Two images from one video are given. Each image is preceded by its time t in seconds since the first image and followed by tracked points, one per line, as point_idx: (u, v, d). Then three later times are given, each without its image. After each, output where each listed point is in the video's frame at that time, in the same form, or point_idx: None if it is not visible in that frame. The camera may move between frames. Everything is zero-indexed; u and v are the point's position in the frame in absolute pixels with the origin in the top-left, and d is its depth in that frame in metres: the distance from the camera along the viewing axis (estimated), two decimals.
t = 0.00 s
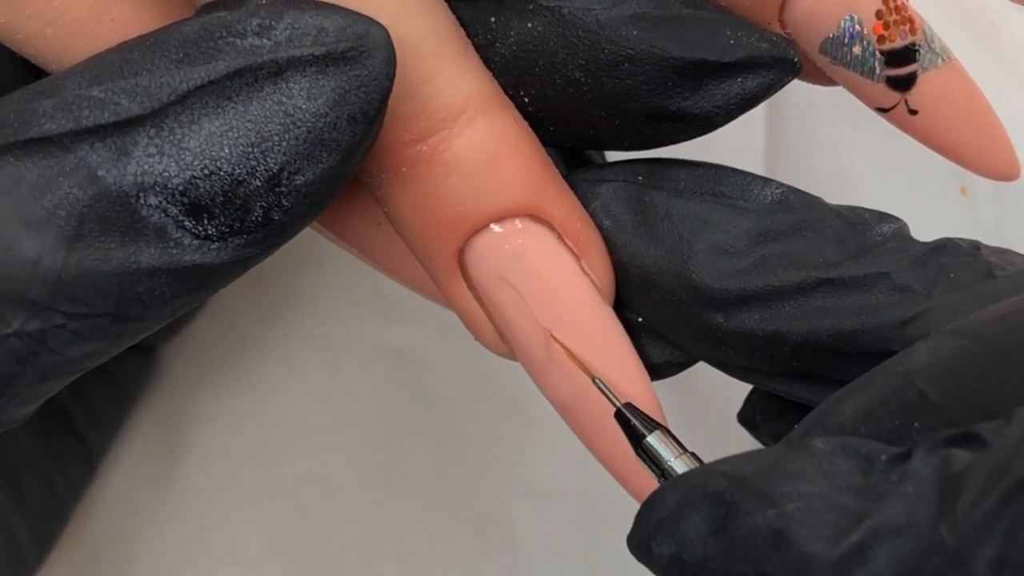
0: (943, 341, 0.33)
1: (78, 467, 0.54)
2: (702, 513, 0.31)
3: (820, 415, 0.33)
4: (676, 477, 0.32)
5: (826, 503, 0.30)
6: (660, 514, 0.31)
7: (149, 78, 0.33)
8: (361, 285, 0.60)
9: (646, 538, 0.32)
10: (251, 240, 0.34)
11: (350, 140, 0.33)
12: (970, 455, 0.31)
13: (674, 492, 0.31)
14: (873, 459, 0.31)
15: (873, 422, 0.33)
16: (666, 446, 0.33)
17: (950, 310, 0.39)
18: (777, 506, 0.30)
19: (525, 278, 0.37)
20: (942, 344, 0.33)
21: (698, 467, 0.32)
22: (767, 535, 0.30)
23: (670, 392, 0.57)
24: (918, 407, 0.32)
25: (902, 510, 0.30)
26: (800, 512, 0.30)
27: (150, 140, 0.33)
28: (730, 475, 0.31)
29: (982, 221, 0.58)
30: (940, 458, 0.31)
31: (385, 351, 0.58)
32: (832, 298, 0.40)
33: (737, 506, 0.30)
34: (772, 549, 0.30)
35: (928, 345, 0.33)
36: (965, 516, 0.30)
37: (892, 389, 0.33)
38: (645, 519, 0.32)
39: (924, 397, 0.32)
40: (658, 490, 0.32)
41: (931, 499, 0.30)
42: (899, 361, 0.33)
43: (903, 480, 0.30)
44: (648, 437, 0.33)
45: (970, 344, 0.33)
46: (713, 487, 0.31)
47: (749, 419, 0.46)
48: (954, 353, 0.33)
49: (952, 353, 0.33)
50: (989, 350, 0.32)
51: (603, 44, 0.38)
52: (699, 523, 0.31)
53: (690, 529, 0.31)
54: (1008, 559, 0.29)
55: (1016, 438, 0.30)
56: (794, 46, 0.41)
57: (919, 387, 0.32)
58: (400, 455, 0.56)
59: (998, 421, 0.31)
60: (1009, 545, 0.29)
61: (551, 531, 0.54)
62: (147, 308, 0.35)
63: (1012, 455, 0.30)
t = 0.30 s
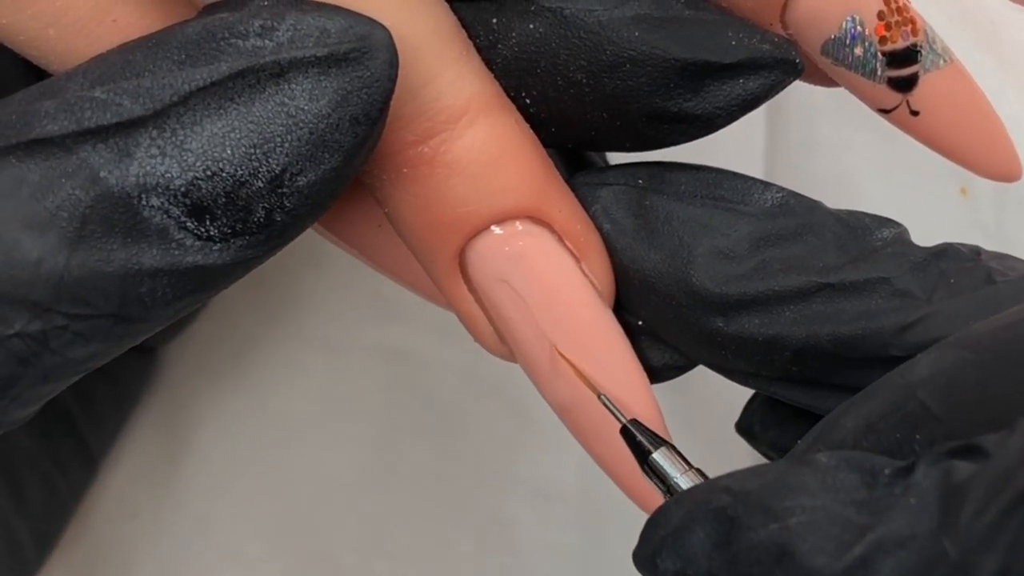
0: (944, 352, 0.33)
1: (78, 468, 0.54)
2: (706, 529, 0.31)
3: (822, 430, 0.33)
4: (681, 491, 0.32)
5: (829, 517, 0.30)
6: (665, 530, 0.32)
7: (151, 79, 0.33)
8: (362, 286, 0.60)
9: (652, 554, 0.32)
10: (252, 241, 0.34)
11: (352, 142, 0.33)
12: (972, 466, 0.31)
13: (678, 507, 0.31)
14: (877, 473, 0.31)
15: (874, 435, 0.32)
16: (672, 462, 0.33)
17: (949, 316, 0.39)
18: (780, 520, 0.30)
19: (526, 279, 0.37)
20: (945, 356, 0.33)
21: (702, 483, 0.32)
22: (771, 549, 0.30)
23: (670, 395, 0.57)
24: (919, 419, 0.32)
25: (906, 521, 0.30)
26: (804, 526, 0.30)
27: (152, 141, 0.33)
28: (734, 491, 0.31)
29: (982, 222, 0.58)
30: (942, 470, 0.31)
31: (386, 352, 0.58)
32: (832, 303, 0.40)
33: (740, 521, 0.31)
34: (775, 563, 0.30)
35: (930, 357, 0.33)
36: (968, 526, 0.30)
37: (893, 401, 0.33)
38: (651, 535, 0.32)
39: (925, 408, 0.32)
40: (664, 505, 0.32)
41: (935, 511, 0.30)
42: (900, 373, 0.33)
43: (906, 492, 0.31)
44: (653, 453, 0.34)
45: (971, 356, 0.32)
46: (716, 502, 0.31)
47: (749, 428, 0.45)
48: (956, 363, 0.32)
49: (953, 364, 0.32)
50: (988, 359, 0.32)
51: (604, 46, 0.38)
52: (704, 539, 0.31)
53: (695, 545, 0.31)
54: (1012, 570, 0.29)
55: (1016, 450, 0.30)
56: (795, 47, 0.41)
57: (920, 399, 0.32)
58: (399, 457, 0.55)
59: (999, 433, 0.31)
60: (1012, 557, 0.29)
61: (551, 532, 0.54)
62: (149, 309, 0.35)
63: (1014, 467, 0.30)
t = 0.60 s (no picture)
0: (945, 358, 0.33)
1: (78, 469, 0.54)
2: (711, 538, 0.31)
3: (826, 436, 0.34)
4: (687, 500, 0.32)
5: (832, 525, 0.30)
6: (670, 539, 0.32)
7: (151, 81, 0.33)
8: (362, 286, 0.60)
9: (658, 563, 0.32)
10: (252, 243, 0.34)
11: (352, 143, 0.33)
12: (974, 471, 0.30)
13: (682, 517, 0.32)
14: (880, 480, 0.31)
15: (877, 441, 0.33)
16: (678, 471, 0.34)
17: (951, 318, 0.39)
18: (783, 528, 0.31)
19: (526, 280, 0.37)
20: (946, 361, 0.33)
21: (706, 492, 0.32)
22: (775, 557, 0.30)
23: (669, 396, 0.57)
24: (920, 425, 0.32)
25: (907, 527, 0.30)
26: (807, 533, 0.30)
27: (151, 143, 0.33)
28: (737, 499, 0.31)
29: (982, 222, 0.58)
30: (944, 475, 0.31)
31: (386, 352, 0.58)
32: (833, 305, 0.40)
33: (744, 529, 0.31)
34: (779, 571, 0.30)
35: (931, 363, 0.33)
36: (971, 533, 0.29)
37: (895, 406, 0.33)
38: (657, 544, 0.32)
39: (925, 414, 0.32)
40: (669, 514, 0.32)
41: (936, 516, 0.30)
42: (902, 380, 0.33)
43: (908, 498, 0.31)
44: (660, 461, 0.34)
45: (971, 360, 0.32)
46: (720, 511, 0.31)
47: (749, 436, 0.45)
48: (956, 369, 0.32)
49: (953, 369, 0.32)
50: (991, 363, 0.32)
51: (605, 47, 0.38)
52: (708, 547, 0.31)
53: (699, 554, 0.31)
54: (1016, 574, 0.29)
55: (1018, 455, 0.30)
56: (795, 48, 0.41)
57: (921, 406, 0.32)
58: (399, 457, 0.55)
59: (1000, 438, 0.30)
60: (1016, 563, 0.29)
61: (551, 532, 0.54)
62: (149, 311, 0.35)
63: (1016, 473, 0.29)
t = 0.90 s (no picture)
0: (956, 358, 0.33)
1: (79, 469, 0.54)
2: (725, 542, 0.30)
3: (836, 436, 0.34)
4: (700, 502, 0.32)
5: (848, 528, 0.29)
6: (683, 542, 0.31)
7: (151, 83, 0.33)
8: (362, 287, 0.60)
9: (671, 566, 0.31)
10: (252, 245, 0.34)
11: (352, 145, 0.33)
12: (991, 473, 0.30)
13: (695, 521, 0.31)
14: (895, 482, 0.31)
15: (888, 442, 0.33)
16: (689, 474, 0.33)
17: (954, 321, 0.38)
18: (799, 531, 0.29)
19: (526, 282, 0.37)
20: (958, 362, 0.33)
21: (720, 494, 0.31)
22: (790, 560, 0.29)
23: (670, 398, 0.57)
24: (933, 426, 0.32)
25: (926, 529, 0.29)
26: (824, 536, 0.29)
27: (151, 145, 0.33)
28: (751, 502, 0.30)
29: (983, 223, 0.58)
30: (962, 477, 0.30)
31: (385, 353, 0.58)
32: (836, 308, 0.40)
33: (759, 533, 0.30)
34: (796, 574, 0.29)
35: (942, 362, 0.33)
36: (990, 536, 0.29)
37: (905, 407, 0.33)
38: (668, 547, 0.31)
39: (938, 415, 0.32)
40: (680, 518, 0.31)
41: (955, 517, 0.29)
42: (913, 380, 0.33)
43: (926, 500, 0.30)
44: (670, 464, 0.33)
45: (983, 359, 0.32)
46: (734, 514, 0.30)
47: (745, 436, 0.46)
48: (970, 369, 0.32)
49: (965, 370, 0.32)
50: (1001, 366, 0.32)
51: (606, 49, 0.38)
52: (722, 551, 0.30)
53: (713, 558, 0.30)
54: None
55: None
56: (796, 49, 0.41)
57: (933, 406, 0.32)
58: (399, 458, 0.55)
59: (1017, 440, 0.30)
60: None
61: (551, 534, 0.54)
62: (149, 312, 0.35)
63: None
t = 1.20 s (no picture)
0: (946, 303, 0.33)
1: (82, 468, 0.54)
2: (685, 449, 0.31)
3: (816, 361, 0.33)
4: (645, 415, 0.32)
5: (814, 447, 0.30)
6: (639, 448, 0.31)
7: (156, 80, 0.33)
8: (363, 285, 0.60)
9: (624, 470, 0.31)
10: (257, 241, 0.34)
11: (356, 141, 0.33)
12: (966, 413, 0.30)
13: (654, 427, 0.31)
14: (861, 405, 0.31)
15: (869, 374, 0.32)
16: (635, 388, 0.33)
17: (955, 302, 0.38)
18: (765, 446, 0.30)
19: (530, 278, 0.37)
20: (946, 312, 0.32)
21: (678, 406, 0.32)
22: (754, 473, 0.30)
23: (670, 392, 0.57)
24: (918, 364, 0.31)
25: (896, 459, 0.29)
26: (790, 454, 0.30)
27: (156, 142, 0.33)
28: (717, 415, 0.31)
29: (983, 220, 0.58)
30: (937, 413, 0.30)
31: (386, 350, 0.58)
32: (836, 291, 0.40)
33: (723, 444, 0.30)
34: (758, 487, 0.30)
35: (932, 307, 0.33)
36: (961, 470, 0.29)
37: (893, 342, 0.32)
38: (621, 453, 0.32)
39: (924, 354, 0.32)
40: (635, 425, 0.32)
41: (926, 449, 0.29)
42: (902, 318, 0.33)
43: (894, 430, 0.30)
44: (615, 376, 0.33)
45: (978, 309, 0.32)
46: (698, 424, 0.31)
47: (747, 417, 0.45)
48: (961, 317, 0.32)
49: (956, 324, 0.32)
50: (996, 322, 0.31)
51: (608, 44, 0.38)
52: (683, 458, 0.31)
53: (673, 463, 0.31)
54: (1002, 516, 0.28)
55: (1015, 398, 0.29)
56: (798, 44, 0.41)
57: (920, 344, 0.32)
58: (400, 456, 0.55)
59: (993, 379, 0.30)
60: (1004, 501, 0.28)
61: (550, 529, 0.55)
62: (154, 308, 0.35)
63: (1014, 414, 0.29)
